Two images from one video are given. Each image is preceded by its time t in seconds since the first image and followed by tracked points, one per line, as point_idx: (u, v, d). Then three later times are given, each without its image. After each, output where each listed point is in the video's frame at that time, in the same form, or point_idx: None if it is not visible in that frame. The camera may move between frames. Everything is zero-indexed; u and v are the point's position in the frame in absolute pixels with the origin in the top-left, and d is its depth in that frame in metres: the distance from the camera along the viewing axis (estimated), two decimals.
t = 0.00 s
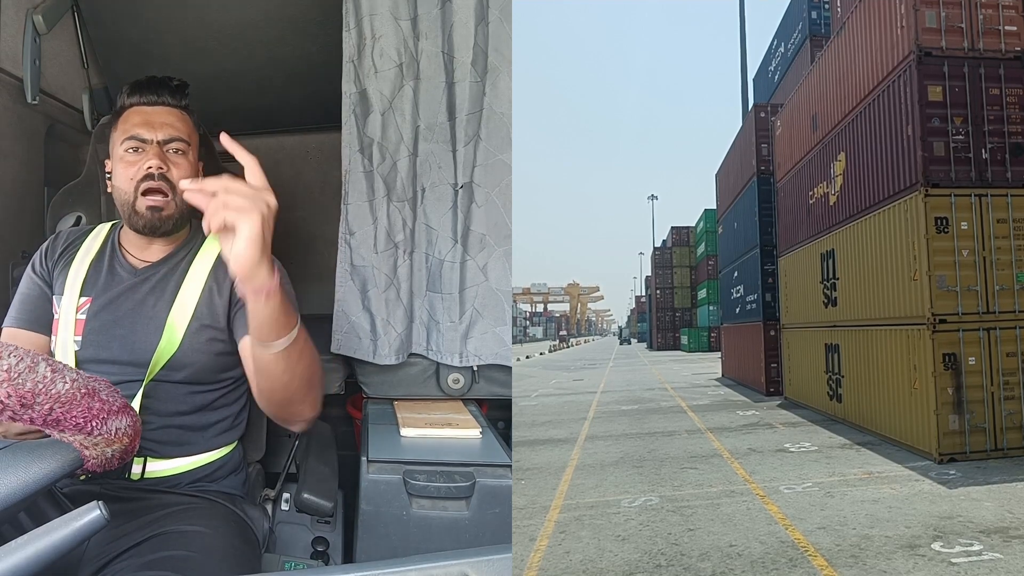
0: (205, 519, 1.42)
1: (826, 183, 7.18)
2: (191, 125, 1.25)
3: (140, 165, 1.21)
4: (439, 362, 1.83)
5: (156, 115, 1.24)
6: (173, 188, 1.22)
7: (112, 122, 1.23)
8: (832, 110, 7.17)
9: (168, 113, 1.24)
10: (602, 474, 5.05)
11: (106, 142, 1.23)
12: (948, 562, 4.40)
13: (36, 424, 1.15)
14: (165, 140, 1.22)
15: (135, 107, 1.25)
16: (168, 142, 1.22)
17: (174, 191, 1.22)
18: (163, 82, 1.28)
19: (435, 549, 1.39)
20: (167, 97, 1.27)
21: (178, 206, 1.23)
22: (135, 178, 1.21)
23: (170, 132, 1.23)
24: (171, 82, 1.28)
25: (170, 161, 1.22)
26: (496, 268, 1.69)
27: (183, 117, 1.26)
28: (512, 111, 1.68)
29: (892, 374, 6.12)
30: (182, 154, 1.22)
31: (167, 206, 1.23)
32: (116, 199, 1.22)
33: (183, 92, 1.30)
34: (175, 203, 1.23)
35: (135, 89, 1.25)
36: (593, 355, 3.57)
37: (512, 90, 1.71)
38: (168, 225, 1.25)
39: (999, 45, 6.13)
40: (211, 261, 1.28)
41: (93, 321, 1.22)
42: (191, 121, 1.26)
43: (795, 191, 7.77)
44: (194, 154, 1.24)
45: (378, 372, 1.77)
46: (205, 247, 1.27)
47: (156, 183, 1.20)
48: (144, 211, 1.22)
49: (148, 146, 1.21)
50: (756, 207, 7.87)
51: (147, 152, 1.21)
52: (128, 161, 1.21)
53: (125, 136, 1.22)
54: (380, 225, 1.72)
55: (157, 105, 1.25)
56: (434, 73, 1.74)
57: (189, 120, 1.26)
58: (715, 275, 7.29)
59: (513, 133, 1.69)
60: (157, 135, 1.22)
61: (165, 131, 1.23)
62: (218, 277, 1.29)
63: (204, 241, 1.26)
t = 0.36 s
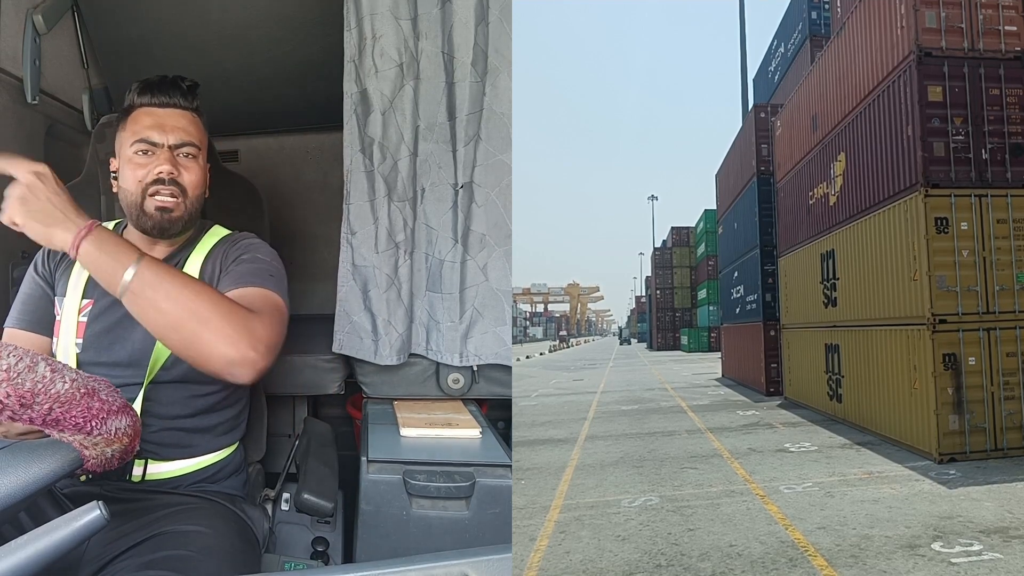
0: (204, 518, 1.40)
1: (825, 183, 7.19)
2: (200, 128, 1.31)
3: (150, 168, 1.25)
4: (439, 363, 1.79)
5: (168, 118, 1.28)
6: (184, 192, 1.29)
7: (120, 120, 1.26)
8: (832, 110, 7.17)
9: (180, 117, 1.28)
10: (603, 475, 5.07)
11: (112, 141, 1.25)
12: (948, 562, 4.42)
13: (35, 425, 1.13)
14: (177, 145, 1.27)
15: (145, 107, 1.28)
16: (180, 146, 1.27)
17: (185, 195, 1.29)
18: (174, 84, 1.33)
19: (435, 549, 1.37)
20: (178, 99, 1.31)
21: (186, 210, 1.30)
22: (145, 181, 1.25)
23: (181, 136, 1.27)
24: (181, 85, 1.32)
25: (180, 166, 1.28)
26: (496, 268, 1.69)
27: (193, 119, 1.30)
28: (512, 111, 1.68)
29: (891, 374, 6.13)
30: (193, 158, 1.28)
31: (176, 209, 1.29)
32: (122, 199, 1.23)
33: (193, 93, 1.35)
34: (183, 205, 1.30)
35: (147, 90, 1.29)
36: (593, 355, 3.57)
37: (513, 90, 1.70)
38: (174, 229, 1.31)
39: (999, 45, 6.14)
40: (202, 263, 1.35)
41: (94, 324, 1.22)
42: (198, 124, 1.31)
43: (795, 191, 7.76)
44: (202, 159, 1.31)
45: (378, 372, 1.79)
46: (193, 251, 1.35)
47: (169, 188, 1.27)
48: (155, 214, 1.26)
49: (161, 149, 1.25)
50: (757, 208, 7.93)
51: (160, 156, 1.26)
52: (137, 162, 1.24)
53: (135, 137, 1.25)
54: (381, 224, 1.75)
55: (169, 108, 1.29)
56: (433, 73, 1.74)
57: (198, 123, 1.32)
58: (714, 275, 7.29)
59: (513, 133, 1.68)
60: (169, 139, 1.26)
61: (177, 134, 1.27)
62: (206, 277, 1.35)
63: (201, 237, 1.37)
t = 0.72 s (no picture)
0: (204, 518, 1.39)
1: (826, 183, 7.18)
2: (192, 125, 1.31)
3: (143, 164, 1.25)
4: (439, 362, 1.78)
5: (161, 116, 1.28)
6: (178, 187, 1.29)
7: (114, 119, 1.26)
8: (833, 110, 7.15)
9: (173, 115, 1.29)
10: (602, 474, 4.96)
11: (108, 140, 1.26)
12: (948, 563, 4.52)
13: (36, 425, 1.09)
14: (170, 141, 1.27)
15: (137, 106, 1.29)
16: (173, 143, 1.27)
17: (179, 190, 1.29)
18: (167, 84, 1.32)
19: (434, 549, 1.36)
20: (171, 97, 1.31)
21: (181, 204, 1.30)
22: (139, 176, 1.25)
23: (175, 133, 1.28)
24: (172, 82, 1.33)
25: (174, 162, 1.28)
26: (497, 268, 1.70)
27: (186, 117, 1.31)
28: (512, 112, 1.68)
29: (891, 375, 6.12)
30: (187, 155, 1.28)
31: (170, 204, 1.29)
32: (118, 196, 1.23)
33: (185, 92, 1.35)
34: (178, 200, 1.30)
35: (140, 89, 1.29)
36: (592, 355, 3.57)
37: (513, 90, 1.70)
38: (168, 223, 1.31)
39: (999, 45, 6.14)
40: (201, 254, 1.38)
41: (92, 320, 1.22)
42: (190, 121, 1.32)
43: (795, 191, 7.75)
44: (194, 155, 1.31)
45: (379, 372, 1.79)
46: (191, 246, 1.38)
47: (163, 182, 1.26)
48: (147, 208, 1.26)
49: (155, 146, 1.26)
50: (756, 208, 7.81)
51: (153, 153, 1.26)
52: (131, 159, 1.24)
53: (129, 135, 1.25)
54: (380, 225, 1.75)
55: (161, 106, 1.29)
56: (434, 73, 1.74)
57: (191, 120, 1.32)
58: (714, 275, 7.28)
59: (513, 134, 1.68)
60: (163, 135, 1.27)
61: (170, 132, 1.28)
62: (203, 273, 1.37)
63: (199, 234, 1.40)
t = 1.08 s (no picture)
0: (205, 519, 1.41)
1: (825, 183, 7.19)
2: (150, 109, 1.28)
3: (109, 158, 1.24)
4: (439, 361, 1.79)
5: (115, 108, 1.26)
6: (146, 169, 1.25)
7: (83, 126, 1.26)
8: (832, 110, 7.16)
9: (127, 103, 1.27)
10: (602, 475, 5.05)
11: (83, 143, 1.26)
12: (948, 562, 4.40)
13: (36, 424, 1.19)
14: (128, 128, 1.25)
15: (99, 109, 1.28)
16: (131, 129, 1.25)
17: (147, 171, 1.25)
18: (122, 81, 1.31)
19: (434, 549, 1.39)
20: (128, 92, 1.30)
21: (154, 186, 1.27)
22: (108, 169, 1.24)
23: (130, 120, 1.25)
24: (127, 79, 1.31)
25: (136, 146, 1.25)
26: (497, 268, 1.69)
27: (142, 103, 1.28)
28: (512, 112, 1.68)
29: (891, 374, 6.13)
30: (149, 139, 1.26)
31: (142, 185, 1.26)
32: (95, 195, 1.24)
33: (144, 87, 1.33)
34: (149, 181, 1.26)
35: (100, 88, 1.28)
36: (592, 355, 3.57)
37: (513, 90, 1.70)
38: (149, 207, 1.27)
39: (999, 45, 6.14)
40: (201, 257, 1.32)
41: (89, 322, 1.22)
42: (149, 106, 1.29)
43: (795, 191, 7.75)
44: (158, 136, 1.28)
45: (379, 371, 1.76)
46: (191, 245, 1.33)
47: (128, 167, 1.23)
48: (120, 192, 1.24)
49: (113, 136, 1.24)
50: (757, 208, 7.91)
51: (114, 143, 1.24)
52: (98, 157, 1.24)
53: (92, 134, 1.24)
54: (381, 224, 1.73)
55: (116, 99, 1.27)
56: (434, 74, 1.72)
57: (150, 107, 1.29)
58: (715, 274, 7.28)
59: (513, 134, 1.68)
60: (119, 125, 1.25)
61: (126, 120, 1.25)
62: (205, 272, 1.32)
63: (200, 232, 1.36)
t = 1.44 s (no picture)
0: (205, 520, 1.40)
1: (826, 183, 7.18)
2: (151, 112, 1.26)
3: (111, 163, 1.22)
4: (439, 362, 1.79)
5: (116, 112, 1.24)
6: (148, 175, 1.25)
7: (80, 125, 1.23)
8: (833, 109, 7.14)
9: (127, 107, 1.24)
10: (602, 474, 4.95)
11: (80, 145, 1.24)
12: (948, 562, 4.51)
13: (39, 426, 1.09)
14: (130, 133, 1.23)
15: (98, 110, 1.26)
16: (134, 135, 1.23)
17: (149, 177, 1.25)
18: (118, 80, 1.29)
19: (433, 550, 1.36)
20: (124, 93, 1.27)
21: (156, 192, 1.27)
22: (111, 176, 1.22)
23: (132, 124, 1.23)
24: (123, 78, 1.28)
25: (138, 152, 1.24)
26: (496, 268, 1.69)
27: (143, 105, 1.25)
28: (512, 112, 1.67)
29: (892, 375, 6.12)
30: (150, 143, 1.24)
31: (144, 191, 1.26)
32: (95, 199, 1.22)
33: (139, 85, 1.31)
34: (150, 187, 1.26)
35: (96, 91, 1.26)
36: (592, 355, 3.56)
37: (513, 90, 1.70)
38: (150, 212, 1.28)
39: (998, 45, 6.14)
40: (201, 262, 1.34)
41: (87, 322, 1.22)
42: (149, 109, 1.26)
43: (795, 192, 7.58)
44: (160, 141, 1.26)
45: (378, 371, 1.79)
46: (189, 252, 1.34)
47: (131, 177, 1.22)
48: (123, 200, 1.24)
49: (115, 142, 1.22)
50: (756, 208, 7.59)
51: (116, 148, 1.22)
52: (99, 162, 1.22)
53: (92, 136, 1.22)
54: (380, 225, 1.75)
55: (117, 102, 1.25)
56: (434, 74, 1.74)
57: (150, 108, 1.27)
58: (715, 275, 7.26)
59: (513, 134, 1.67)
60: (121, 129, 1.23)
61: (127, 125, 1.23)
62: (206, 272, 1.34)
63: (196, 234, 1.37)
